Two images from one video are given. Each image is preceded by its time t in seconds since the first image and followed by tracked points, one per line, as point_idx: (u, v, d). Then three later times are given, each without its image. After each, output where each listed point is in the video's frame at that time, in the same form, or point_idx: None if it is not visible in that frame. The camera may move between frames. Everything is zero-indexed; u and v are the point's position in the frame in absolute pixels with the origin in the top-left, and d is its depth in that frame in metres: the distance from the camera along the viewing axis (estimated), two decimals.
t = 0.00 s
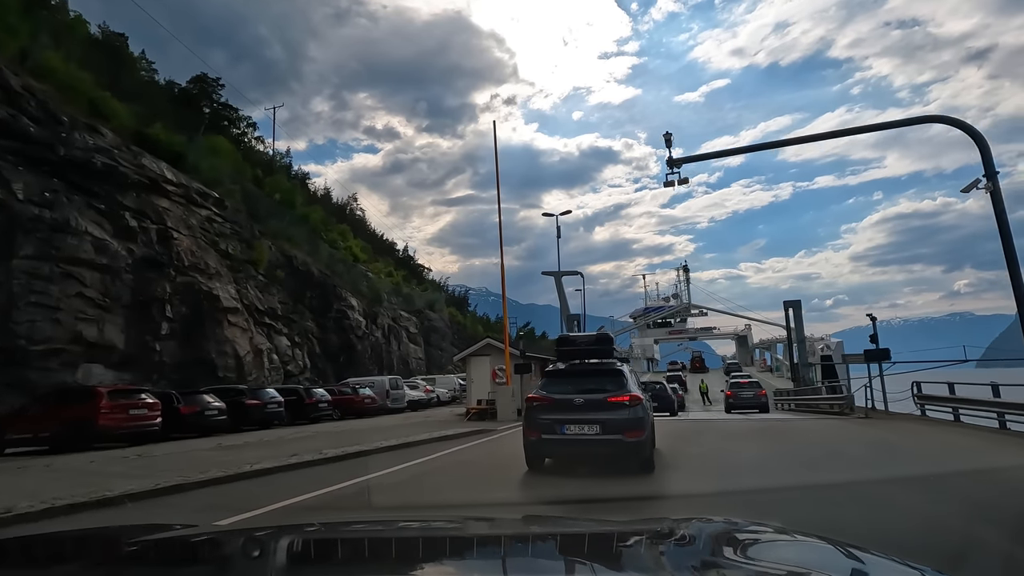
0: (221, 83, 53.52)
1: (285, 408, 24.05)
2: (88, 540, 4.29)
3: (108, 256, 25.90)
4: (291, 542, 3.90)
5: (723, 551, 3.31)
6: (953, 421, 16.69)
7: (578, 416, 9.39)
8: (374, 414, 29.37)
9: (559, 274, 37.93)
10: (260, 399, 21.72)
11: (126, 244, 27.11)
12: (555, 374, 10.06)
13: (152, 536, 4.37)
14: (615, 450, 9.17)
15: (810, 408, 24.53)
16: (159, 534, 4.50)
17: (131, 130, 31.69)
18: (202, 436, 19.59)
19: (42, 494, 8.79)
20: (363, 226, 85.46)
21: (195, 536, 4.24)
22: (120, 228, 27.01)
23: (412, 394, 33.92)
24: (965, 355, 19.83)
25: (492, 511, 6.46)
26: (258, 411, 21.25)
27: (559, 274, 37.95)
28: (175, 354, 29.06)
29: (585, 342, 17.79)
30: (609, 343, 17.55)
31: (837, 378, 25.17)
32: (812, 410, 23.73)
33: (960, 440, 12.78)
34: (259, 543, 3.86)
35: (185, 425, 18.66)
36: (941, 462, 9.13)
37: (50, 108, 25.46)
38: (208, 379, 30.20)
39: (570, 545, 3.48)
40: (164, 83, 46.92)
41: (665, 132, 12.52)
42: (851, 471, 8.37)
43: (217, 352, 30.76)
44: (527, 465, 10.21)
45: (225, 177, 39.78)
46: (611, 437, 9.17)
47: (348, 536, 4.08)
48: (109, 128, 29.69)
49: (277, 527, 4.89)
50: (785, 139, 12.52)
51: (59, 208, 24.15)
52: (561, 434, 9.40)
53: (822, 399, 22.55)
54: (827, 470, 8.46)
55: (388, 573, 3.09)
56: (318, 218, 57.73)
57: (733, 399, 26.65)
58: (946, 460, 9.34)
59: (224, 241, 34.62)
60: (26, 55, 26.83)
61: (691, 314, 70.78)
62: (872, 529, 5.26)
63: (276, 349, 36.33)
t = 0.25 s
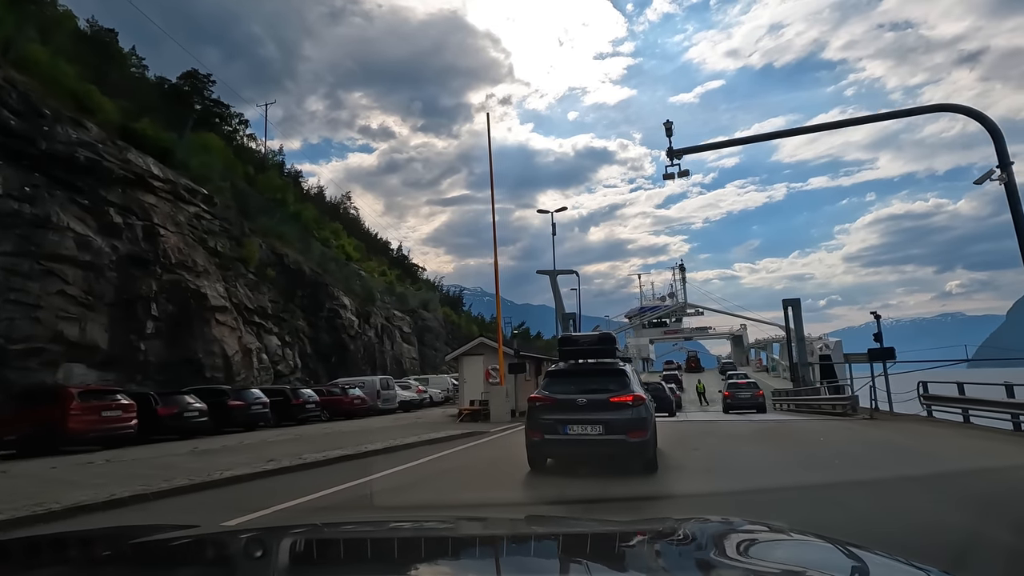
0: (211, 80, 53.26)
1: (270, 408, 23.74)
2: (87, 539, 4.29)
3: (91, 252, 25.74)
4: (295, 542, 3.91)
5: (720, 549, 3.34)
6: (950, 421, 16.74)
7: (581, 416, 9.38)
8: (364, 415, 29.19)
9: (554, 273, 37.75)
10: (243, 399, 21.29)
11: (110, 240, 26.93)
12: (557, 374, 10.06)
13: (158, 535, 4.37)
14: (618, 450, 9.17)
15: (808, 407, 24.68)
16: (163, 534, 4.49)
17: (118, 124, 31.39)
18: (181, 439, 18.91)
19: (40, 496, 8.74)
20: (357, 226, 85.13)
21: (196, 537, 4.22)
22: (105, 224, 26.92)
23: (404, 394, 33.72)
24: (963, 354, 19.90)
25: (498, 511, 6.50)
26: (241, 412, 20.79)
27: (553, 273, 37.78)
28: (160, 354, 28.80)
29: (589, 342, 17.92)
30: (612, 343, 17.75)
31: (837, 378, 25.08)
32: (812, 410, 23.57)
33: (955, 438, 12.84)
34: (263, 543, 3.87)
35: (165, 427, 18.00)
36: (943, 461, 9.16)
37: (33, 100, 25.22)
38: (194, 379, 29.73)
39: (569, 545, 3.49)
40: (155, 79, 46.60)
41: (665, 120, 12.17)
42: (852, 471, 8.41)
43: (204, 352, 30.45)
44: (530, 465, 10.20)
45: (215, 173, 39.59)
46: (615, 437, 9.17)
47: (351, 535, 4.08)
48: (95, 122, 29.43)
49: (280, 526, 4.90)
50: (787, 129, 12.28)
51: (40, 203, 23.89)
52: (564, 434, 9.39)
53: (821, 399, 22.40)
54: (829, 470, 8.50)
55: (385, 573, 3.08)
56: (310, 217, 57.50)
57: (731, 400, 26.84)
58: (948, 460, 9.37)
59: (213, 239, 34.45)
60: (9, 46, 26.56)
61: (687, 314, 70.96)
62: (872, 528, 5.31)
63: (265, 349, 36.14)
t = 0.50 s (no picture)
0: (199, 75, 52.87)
1: (252, 410, 23.25)
2: (81, 540, 4.23)
3: (70, 248, 25.37)
4: (297, 541, 3.89)
5: (720, 547, 3.36)
6: (945, 421, 16.79)
7: (582, 416, 9.37)
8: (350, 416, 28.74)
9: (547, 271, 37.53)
10: (221, 401, 20.68)
11: (90, 236, 26.51)
12: (558, 373, 10.05)
13: (159, 535, 4.34)
14: (620, 449, 9.17)
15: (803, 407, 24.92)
16: (166, 533, 4.46)
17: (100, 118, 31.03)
18: (154, 443, 18.17)
19: (34, 497, 8.62)
20: (349, 225, 84.66)
21: (194, 536, 4.17)
22: (84, 219, 26.51)
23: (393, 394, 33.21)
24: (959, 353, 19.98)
25: (502, 510, 6.50)
26: (220, 414, 20.20)
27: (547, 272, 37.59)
28: (143, 353, 28.53)
29: (590, 343, 18.05)
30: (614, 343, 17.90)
31: (834, 378, 24.98)
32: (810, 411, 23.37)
33: (951, 439, 12.86)
34: (265, 542, 3.83)
35: (138, 430, 17.19)
36: (942, 462, 9.21)
37: (10, 91, 24.81)
38: (178, 378, 29.63)
39: (571, 545, 3.48)
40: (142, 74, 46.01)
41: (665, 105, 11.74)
42: (853, 472, 8.44)
43: (188, 351, 30.34)
44: (532, 465, 10.18)
45: (202, 169, 39.20)
46: (616, 437, 9.17)
47: (355, 535, 4.06)
48: (76, 115, 29.03)
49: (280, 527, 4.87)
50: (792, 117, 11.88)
51: (16, 198, 23.53)
52: (565, 434, 9.38)
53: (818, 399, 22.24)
54: (829, 471, 8.53)
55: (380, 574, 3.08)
56: (301, 215, 57.12)
57: (727, 400, 27.12)
58: (947, 460, 9.41)
59: (199, 236, 34.21)
60: None
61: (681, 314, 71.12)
62: (876, 529, 5.31)
63: (253, 348, 35.95)
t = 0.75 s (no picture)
0: (186, 69, 52.54)
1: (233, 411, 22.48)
2: (80, 540, 4.22)
3: (48, 244, 25.01)
4: (300, 541, 3.89)
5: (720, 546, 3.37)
6: (938, 420, 16.88)
7: (583, 416, 9.38)
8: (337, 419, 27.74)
9: (539, 270, 37.23)
10: (201, 402, 19.67)
11: (70, 232, 26.07)
12: (558, 373, 10.05)
13: (161, 534, 4.35)
14: (621, 449, 9.18)
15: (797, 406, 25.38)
16: (168, 533, 4.47)
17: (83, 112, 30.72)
18: (127, 446, 17.35)
19: (30, 499, 8.57)
20: (341, 224, 84.31)
21: (194, 537, 4.15)
22: (63, 215, 26.06)
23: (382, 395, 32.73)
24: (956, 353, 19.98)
25: (505, 510, 6.53)
26: (198, 416, 19.19)
27: (539, 271, 37.34)
28: (124, 352, 28.13)
29: (590, 342, 18.28)
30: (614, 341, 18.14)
31: (830, 378, 24.93)
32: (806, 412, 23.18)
33: (945, 439, 12.91)
34: (268, 542, 3.84)
35: (108, 433, 16.23)
36: (941, 462, 9.22)
37: None
38: (161, 379, 29.09)
39: (574, 544, 3.47)
40: (129, 69, 45.82)
41: (664, 90, 11.42)
42: (851, 472, 8.45)
43: (171, 351, 29.70)
44: (532, 465, 10.19)
45: (188, 165, 38.91)
46: (617, 437, 9.18)
47: (359, 535, 4.06)
48: (56, 108, 28.70)
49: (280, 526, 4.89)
50: (797, 104, 11.58)
51: None
52: (566, 434, 9.38)
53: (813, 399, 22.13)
54: (827, 471, 8.55)
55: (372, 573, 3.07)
56: (291, 213, 56.76)
57: (723, 400, 27.60)
58: (946, 460, 9.42)
59: (184, 233, 33.91)
60: None
61: (674, 314, 71.37)
62: (873, 528, 5.35)
63: (239, 348, 35.65)
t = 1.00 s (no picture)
0: (165, 61, 51.73)
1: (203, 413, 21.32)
2: (81, 543, 4.26)
3: (15, 238, 24.40)
4: (297, 541, 3.91)
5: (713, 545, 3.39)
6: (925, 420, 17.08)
7: (577, 416, 9.42)
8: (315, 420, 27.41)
9: (525, 270, 37.07)
10: (165, 405, 18.62)
11: (37, 226, 25.44)
12: (552, 373, 10.09)
13: (163, 535, 4.41)
14: (616, 449, 9.21)
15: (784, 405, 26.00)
16: (164, 534, 4.49)
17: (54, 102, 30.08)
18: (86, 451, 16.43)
19: (19, 501, 8.50)
20: (327, 223, 83.64)
21: (191, 539, 4.16)
22: (31, 209, 25.44)
23: (365, 394, 32.00)
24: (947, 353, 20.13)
25: (503, 509, 6.62)
26: (162, 419, 18.15)
27: (525, 270, 37.16)
28: (94, 351, 27.54)
29: (584, 342, 18.39)
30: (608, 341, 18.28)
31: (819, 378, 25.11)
32: (795, 412, 23.13)
33: (934, 440, 13.04)
34: (265, 543, 3.86)
35: (62, 437, 15.39)
36: (931, 462, 9.28)
37: None
38: (132, 380, 28.56)
39: (571, 544, 3.49)
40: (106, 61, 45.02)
41: (660, 75, 11.22)
42: (842, 472, 8.53)
43: (143, 350, 29.16)
44: (527, 465, 10.24)
45: (166, 160, 38.30)
46: (611, 436, 9.22)
47: (354, 535, 4.08)
48: (25, 97, 28.05)
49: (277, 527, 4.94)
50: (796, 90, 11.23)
51: None
52: (561, 433, 9.43)
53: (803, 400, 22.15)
54: (818, 471, 8.63)
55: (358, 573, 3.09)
56: (274, 210, 56.14)
57: (711, 402, 28.29)
58: (936, 460, 9.48)
59: (161, 228, 33.43)
60: None
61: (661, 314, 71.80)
62: (860, 526, 5.45)
63: (216, 347, 35.20)
